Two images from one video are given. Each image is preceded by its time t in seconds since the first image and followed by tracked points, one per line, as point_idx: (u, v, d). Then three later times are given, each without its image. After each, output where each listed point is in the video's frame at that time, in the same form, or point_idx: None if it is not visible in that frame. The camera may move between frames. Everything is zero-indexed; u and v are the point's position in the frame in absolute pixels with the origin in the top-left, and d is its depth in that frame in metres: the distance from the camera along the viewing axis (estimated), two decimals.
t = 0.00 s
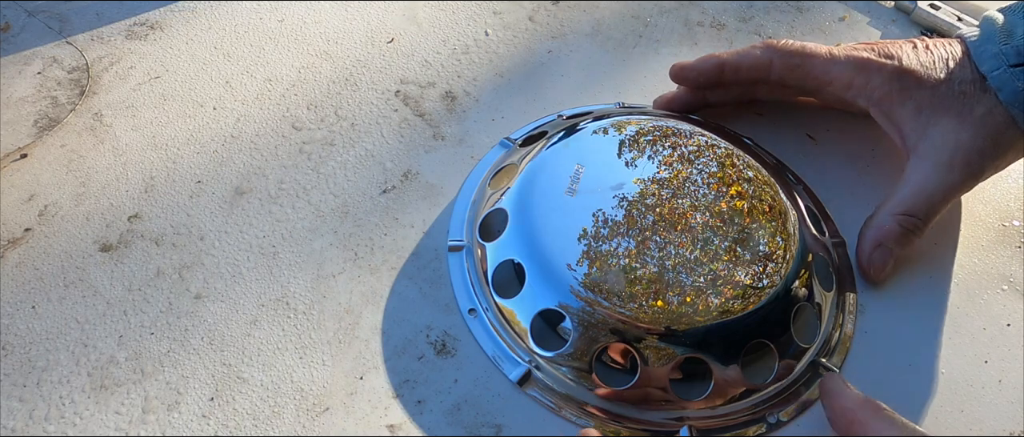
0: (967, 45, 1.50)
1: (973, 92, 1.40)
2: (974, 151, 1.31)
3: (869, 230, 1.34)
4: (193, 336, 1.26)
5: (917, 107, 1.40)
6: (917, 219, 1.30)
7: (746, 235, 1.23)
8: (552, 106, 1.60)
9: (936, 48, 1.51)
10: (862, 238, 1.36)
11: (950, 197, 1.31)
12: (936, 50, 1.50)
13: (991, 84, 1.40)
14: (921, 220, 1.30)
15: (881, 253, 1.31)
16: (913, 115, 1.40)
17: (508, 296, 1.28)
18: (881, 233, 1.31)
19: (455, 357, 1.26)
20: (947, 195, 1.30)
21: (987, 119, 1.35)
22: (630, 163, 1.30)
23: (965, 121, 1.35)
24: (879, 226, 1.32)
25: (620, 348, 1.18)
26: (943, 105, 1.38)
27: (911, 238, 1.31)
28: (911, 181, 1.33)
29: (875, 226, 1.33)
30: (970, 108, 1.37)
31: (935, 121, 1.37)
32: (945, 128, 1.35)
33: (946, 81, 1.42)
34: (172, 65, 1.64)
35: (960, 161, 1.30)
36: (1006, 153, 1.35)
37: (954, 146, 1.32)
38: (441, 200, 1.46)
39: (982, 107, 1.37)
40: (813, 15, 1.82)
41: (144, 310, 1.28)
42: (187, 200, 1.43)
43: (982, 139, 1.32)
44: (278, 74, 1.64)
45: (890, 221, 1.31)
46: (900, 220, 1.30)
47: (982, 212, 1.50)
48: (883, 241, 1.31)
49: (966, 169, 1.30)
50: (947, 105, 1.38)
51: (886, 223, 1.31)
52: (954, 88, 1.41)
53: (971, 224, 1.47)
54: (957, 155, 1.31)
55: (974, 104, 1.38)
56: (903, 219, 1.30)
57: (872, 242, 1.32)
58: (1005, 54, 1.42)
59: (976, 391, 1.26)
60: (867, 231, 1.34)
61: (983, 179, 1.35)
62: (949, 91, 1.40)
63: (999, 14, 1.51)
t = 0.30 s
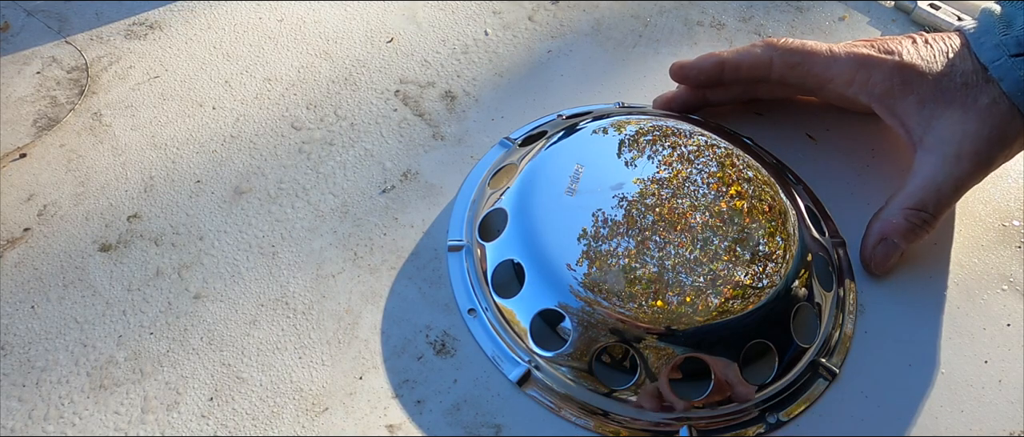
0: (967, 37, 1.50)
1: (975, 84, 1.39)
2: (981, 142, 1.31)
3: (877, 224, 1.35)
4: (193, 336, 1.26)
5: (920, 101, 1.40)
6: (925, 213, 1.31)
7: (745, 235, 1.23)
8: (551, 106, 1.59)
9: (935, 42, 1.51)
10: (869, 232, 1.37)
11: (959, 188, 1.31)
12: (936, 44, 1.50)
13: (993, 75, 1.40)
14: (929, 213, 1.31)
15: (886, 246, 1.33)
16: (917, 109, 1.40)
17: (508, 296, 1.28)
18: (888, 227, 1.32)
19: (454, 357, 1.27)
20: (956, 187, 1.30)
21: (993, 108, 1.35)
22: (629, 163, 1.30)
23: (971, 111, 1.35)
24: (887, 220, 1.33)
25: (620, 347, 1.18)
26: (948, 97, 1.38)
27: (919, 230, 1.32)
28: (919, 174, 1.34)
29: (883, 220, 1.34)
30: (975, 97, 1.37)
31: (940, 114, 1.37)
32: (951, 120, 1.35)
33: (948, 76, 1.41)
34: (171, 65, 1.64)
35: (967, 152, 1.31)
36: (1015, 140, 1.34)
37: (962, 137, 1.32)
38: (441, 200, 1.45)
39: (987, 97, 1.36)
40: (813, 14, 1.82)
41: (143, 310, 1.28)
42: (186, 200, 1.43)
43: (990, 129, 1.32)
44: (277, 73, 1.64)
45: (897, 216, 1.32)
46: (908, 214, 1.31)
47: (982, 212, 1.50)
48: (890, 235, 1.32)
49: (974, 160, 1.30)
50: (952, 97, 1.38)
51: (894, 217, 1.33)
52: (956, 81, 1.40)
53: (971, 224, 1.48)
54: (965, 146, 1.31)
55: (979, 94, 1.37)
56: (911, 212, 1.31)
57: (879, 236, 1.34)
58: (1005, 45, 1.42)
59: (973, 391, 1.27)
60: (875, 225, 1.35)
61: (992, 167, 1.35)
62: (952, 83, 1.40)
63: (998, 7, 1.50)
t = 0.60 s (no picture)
0: (967, 38, 1.51)
1: (976, 83, 1.40)
2: (982, 141, 1.31)
3: (878, 223, 1.33)
4: (192, 336, 1.26)
5: (920, 100, 1.40)
6: (926, 212, 1.29)
7: (745, 234, 1.22)
8: (551, 106, 1.59)
9: (935, 42, 1.51)
10: (869, 231, 1.36)
11: (961, 189, 1.30)
12: (935, 44, 1.51)
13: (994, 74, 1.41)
14: (930, 213, 1.29)
15: (887, 246, 1.31)
16: (918, 108, 1.40)
17: (508, 296, 1.28)
18: (889, 226, 1.31)
19: (454, 357, 1.26)
20: (957, 187, 1.30)
21: (993, 108, 1.35)
22: (629, 162, 1.30)
23: (971, 111, 1.35)
24: (888, 219, 1.32)
25: (619, 347, 1.18)
26: (948, 97, 1.38)
27: (920, 230, 1.30)
28: (920, 173, 1.33)
29: (884, 219, 1.33)
30: (976, 97, 1.37)
31: (941, 113, 1.37)
32: (952, 119, 1.35)
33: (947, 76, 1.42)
34: (170, 64, 1.64)
35: (968, 151, 1.30)
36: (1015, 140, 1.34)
37: (963, 137, 1.32)
38: (440, 199, 1.45)
39: (988, 96, 1.37)
40: (812, 14, 1.82)
41: (142, 310, 1.28)
42: (185, 200, 1.43)
43: (990, 128, 1.32)
44: (277, 73, 1.64)
45: (899, 215, 1.30)
46: (909, 213, 1.30)
47: (982, 211, 1.49)
48: (891, 235, 1.31)
49: (975, 160, 1.30)
50: (952, 97, 1.38)
51: (895, 216, 1.31)
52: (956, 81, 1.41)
53: (971, 223, 1.47)
54: (965, 145, 1.31)
55: (980, 94, 1.38)
56: (913, 211, 1.29)
57: (880, 236, 1.32)
58: (1005, 44, 1.43)
59: (974, 391, 1.27)
60: (876, 224, 1.34)
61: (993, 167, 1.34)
62: (953, 83, 1.40)
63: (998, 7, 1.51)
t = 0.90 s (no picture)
0: (967, 36, 1.50)
1: (976, 80, 1.40)
2: (980, 141, 1.31)
3: (875, 222, 1.34)
4: (190, 335, 1.26)
5: (920, 99, 1.40)
6: (924, 211, 1.29)
7: (745, 234, 1.22)
8: (550, 106, 1.59)
9: (936, 41, 1.51)
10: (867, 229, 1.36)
11: (960, 189, 1.30)
12: (936, 42, 1.50)
13: (994, 73, 1.40)
14: (928, 212, 1.29)
15: (885, 245, 1.32)
16: (917, 107, 1.40)
17: (507, 296, 1.27)
18: (886, 226, 1.31)
19: (452, 357, 1.26)
20: (956, 186, 1.30)
21: (993, 107, 1.35)
22: (628, 162, 1.30)
23: (971, 109, 1.35)
24: (886, 219, 1.32)
25: (619, 347, 1.18)
26: (948, 96, 1.38)
27: (918, 228, 1.31)
28: (918, 172, 1.33)
29: (882, 218, 1.33)
30: (975, 96, 1.37)
31: (941, 112, 1.37)
32: (951, 118, 1.35)
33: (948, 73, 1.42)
34: (168, 64, 1.63)
35: (967, 151, 1.31)
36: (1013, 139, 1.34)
37: (962, 137, 1.32)
38: (439, 199, 1.45)
39: (987, 95, 1.37)
40: (812, 14, 1.81)
41: (140, 309, 1.28)
42: (183, 200, 1.42)
43: (989, 128, 1.32)
44: (275, 72, 1.64)
45: (897, 214, 1.30)
46: (908, 212, 1.30)
47: (982, 210, 1.49)
48: (887, 232, 1.31)
49: (974, 159, 1.30)
50: (952, 96, 1.38)
51: (894, 216, 1.31)
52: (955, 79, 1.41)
53: (972, 223, 1.47)
54: (963, 145, 1.31)
55: (979, 93, 1.38)
56: (911, 210, 1.29)
57: (878, 234, 1.32)
58: (1005, 43, 1.43)
59: (974, 391, 1.27)
60: (874, 223, 1.34)
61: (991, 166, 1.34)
62: (953, 81, 1.40)
63: (998, 7, 1.51)
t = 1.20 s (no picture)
0: (966, 32, 1.51)
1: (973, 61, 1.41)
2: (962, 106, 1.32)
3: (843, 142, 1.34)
4: (188, 335, 1.26)
5: (918, 82, 1.41)
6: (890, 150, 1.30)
7: (743, 234, 1.22)
8: (549, 105, 1.59)
9: (932, 35, 1.51)
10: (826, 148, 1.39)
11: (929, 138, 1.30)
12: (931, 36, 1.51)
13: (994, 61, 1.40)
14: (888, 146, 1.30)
15: (831, 162, 1.36)
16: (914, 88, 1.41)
17: (506, 297, 1.27)
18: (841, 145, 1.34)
19: (451, 357, 1.26)
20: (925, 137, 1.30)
21: (989, 86, 1.35)
22: (626, 162, 1.30)
23: (967, 85, 1.35)
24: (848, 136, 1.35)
25: (618, 347, 1.17)
26: (943, 74, 1.39)
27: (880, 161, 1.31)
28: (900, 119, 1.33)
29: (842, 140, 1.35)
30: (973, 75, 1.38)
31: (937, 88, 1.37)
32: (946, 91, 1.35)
33: (954, 60, 1.41)
34: (166, 63, 1.63)
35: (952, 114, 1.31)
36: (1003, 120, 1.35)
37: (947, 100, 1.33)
38: (438, 199, 1.45)
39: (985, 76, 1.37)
40: (812, 13, 1.81)
41: (138, 309, 1.28)
42: (182, 199, 1.42)
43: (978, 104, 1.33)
44: (274, 71, 1.63)
45: (856, 137, 1.33)
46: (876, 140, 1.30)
47: (982, 210, 1.49)
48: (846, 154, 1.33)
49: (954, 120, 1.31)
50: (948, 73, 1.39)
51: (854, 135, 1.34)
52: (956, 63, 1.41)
53: (972, 222, 1.47)
54: (949, 105, 1.32)
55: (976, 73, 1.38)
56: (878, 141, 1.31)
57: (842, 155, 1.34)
58: (1005, 34, 1.42)
59: (974, 391, 1.27)
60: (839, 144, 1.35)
61: (973, 146, 1.35)
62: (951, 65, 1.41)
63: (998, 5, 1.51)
